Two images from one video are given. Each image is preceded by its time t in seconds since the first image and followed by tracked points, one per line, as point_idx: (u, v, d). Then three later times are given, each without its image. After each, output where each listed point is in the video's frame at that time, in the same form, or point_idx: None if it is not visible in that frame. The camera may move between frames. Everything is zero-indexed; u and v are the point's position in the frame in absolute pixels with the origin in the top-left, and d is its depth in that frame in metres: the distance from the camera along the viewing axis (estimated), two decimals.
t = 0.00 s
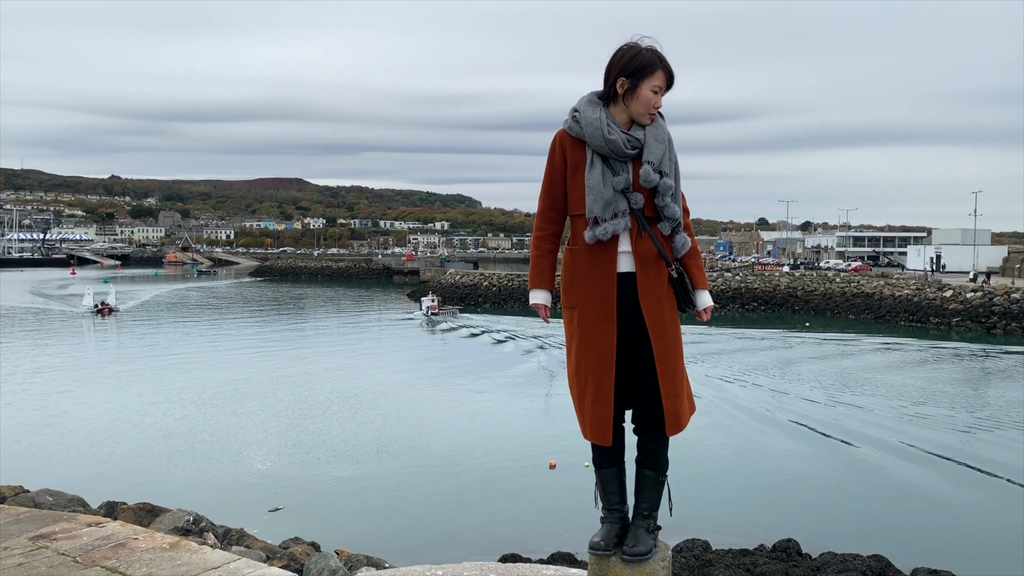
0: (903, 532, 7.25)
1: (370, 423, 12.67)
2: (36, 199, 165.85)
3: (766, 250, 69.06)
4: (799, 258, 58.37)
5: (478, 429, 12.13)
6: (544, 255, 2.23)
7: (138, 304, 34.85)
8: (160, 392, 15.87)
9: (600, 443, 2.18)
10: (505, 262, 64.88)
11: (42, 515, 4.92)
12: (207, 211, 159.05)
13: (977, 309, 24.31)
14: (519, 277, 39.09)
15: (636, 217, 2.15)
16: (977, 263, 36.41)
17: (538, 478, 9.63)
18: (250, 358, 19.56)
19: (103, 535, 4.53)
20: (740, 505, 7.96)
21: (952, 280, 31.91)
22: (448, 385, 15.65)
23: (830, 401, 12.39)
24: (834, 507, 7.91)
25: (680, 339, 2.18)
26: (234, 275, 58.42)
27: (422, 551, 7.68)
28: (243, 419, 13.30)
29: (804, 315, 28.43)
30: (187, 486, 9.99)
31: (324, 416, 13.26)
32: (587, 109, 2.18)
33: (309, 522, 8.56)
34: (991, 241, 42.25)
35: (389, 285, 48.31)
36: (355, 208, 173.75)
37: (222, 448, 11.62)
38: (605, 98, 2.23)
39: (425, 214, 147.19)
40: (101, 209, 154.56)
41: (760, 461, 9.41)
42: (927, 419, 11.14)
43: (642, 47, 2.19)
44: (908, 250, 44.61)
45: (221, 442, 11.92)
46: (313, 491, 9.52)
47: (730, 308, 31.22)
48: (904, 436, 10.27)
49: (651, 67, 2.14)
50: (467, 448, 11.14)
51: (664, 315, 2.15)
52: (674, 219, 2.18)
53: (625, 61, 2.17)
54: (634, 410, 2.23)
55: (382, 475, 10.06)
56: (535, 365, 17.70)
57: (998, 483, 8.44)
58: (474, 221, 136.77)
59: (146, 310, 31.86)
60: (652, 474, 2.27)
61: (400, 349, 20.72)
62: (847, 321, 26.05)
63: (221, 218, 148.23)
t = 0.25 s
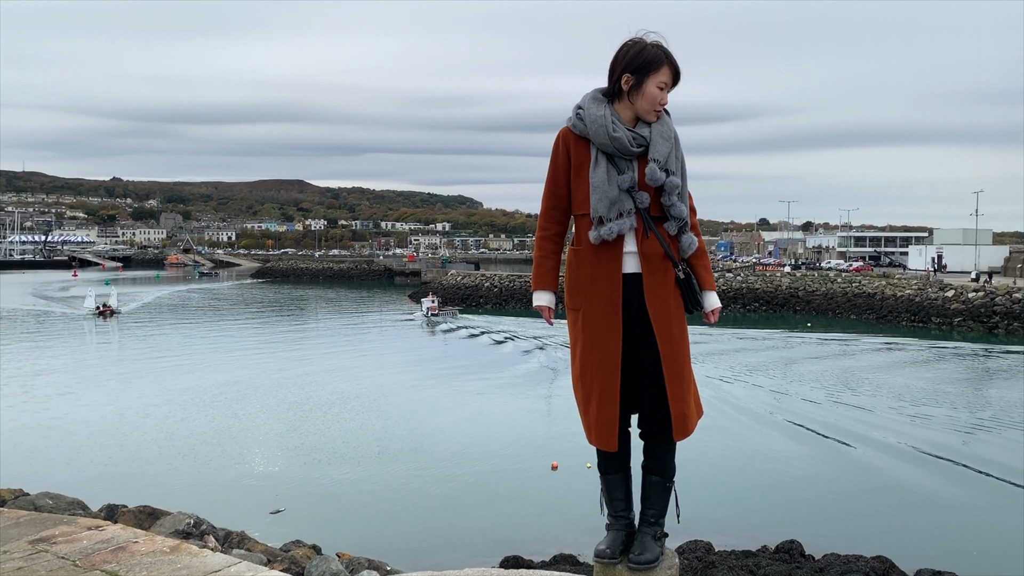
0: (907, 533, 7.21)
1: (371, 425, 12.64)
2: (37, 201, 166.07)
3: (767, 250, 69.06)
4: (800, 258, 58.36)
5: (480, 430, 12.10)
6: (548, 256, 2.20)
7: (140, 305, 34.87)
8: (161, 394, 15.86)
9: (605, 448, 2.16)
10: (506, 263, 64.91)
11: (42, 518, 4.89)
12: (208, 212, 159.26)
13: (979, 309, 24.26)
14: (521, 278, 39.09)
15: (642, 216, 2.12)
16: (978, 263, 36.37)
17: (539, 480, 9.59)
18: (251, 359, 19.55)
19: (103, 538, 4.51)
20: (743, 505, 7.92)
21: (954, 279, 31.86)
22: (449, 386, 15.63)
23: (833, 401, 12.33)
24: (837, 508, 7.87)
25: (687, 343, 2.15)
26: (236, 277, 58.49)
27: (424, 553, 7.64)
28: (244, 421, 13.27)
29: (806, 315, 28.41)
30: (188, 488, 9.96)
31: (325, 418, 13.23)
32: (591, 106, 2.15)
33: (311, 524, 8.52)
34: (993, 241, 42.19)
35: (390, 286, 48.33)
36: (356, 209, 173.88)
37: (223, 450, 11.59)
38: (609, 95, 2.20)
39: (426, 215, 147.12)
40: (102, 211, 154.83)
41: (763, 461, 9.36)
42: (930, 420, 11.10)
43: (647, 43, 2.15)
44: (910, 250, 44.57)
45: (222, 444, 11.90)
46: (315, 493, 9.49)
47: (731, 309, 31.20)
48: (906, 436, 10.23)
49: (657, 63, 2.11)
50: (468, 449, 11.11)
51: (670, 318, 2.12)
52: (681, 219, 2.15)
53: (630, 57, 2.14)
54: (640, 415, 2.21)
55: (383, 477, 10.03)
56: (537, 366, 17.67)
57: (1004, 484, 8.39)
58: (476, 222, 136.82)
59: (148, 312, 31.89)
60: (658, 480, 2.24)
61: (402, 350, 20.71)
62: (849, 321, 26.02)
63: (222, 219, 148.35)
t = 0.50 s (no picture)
0: (909, 533, 7.17)
1: (372, 427, 12.60)
2: (38, 203, 166.12)
3: (768, 250, 68.98)
4: (801, 258, 58.34)
5: (480, 432, 12.06)
6: (551, 258, 2.17)
7: (140, 307, 34.85)
8: (162, 396, 15.82)
9: (611, 457, 2.13)
10: (507, 263, 64.91)
11: (40, 522, 4.86)
12: (209, 214, 159.31)
13: (980, 309, 24.22)
14: (521, 278, 39.06)
15: (648, 217, 2.09)
16: (980, 263, 36.33)
17: (540, 481, 9.55)
18: (251, 361, 19.51)
19: (102, 542, 4.47)
20: (746, 505, 7.87)
21: (955, 279, 31.81)
22: (450, 387, 15.60)
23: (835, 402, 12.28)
24: (840, 508, 7.82)
25: (694, 348, 2.12)
26: (236, 279, 58.49)
27: (424, 555, 7.59)
28: (244, 423, 13.23)
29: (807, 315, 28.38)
30: (188, 491, 9.92)
31: (325, 420, 13.19)
32: (596, 104, 2.11)
33: (311, 527, 8.46)
34: (994, 240, 42.14)
35: (391, 287, 48.30)
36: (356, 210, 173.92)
37: (223, 452, 11.54)
38: (614, 93, 2.16)
39: (427, 216, 147.15)
40: (102, 212, 154.67)
41: (765, 462, 9.32)
42: (931, 420, 11.05)
43: (652, 39, 2.12)
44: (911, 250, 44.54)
45: (222, 446, 11.86)
46: (315, 496, 9.45)
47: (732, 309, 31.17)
48: (908, 437, 10.18)
49: (662, 59, 2.08)
50: (469, 451, 11.06)
51: (678, 323, 2.08)
52: (688, 220, 2.12)
53: (635, 53, 2.11)
54: (647, 422, 2.18)
55: (384, 479, 9.98)
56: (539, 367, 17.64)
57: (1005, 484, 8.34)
58: (476, 223, 136.82)
59: (148, 314, 31.84)
60: (666, 489, 2.22)
61: (403, 351, 20.68)
62: (850, 321, 25.98)
63: (223, 221, 148.38)
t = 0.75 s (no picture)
0: (913, 534, 7.14)
1: (373, 429, 12.56)
2: (38, 205, 166.27)
3: (769, 251, 68.95)
4: (801, 258, 58.35)
5: (482, 433, 12.03)
6: (554, 262, 2.14)
7: (141, 309, 34.85)
8: (162, 398, 15.79)
9: (617, 465, 2.10)
10: (507, 264, 64.96)
11: (40, 526, 4.84)
12: (209, 216, 159.43)
13: (982, 309, 24.18)
14: (522, 279, 39.07)
15: (654, 219, 2.06)
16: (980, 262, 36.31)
17: (542, 483, 9.51)
18: (252, 363, 19.49)
19: (101, 546, 4.45)
20: (748, 506, 7.83)
21: (956, 279, 31.76)
22: (451, 389, 15.57)
23: (836, 402, 12.23)
24: (842, 509, 7.77)
25: (701, 353, 2.09)
26: (237, 280, 58.51)
27: (425, 557, 7.55)
28: (245, 425, 13.20)
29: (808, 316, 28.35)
30: (189, 493, 9.88)
31: (326, 422, 13.16)
32: (601, 104, 2.08)
33: (312, 529, 8.43)
34: (995, 240, 42.11)
35: (391, 289, 48.32)
36: (356, 211, 174.07)
37: (224, 454, 11.51)
38: (619, 92, 2.14)
39: (427, 217, 147.26)
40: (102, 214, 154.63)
41: (767, 462, 9.29)
42: (933, 420, 11.00)
43: (658, 37, 2.09)
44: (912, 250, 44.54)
45: (222, 449, 11.83)
46: (315, 498, 9.41)
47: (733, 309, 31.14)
48: (910, 437, 10.13)
49: (668, 58, 2.06)
50: (470, 453, 11.02)
51: (685, 327, 2.06)
52: (695, 222, 2.10)
53: (641, 51, 2.08)
54: (653, 429, 2.15)
55: (385, 481, 9.94)
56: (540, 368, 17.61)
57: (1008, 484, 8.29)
58: (476, 225, 136.88)
59: (149, 316, 31.83)
60: (673, 497, 2.19)
61: (403, 352, 20.66)
62: (851, 321, 25.96)
63: (223, 222, 148.53)
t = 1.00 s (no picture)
0: (914, 534, 7.10)
1: (373, 431, 12.53)
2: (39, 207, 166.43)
3: (769, 251, 68.94)
4: (801, 258, 58.35)
5: (482, 435, 11.98)
6: (556, 264, 2.11)
7: (141, 311, 34.83)
8: (162, 400, 15.76)
9: (621, 472, 2.07)
10: (507, 265, 64.96)
11: (39, 530, 4.82)
12: (209, 218, 159.49)
13: (982, 309, 24.14)
14: (522, 280, 39.04)
15: (658, 221, 2.03)
16: (981, 262, 36.28)
17: (543, 485, 9.48)
18: (252, 365, 19.45)
19: (100, 551, 4.42)
20: (750, 506, 7.80)
21: (957, 279, 31.74)
22: (451, 391, 15.54)
23: (837, 403, 12.19)
24: (845, 510, 7.74)
25: (708, 358, 2.06)
26: (237, 282, 58.49)
27: (426, 560, 7.52)
28: (246, 428, 13.17)
29: (809, 316, 28.32)
30: (189, 496, 9.85)
31: (326, 424, 13.13)
32: (604, 102, 2.05)
33: (312, 532, 8.39)
34: (995, 240, 42.09)
35: (391, 290, 48.33)
36: (356, 213, 174.15)
37: (223, 457, 11.48)
38: (622, 91, 2.11)
39: (427, 219, 147.35)
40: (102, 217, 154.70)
41: (768, 463, 9.25)
42: (934, 421, 10.96)
43: (662, 34, 2.07)
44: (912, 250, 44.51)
45: (222, 451, 11.79)
46: (315, 501, 9.36)
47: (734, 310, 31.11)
48: (911, 437, 10.09)
49: (673, 55, 2.03)
50: (471, 455, 10.98)
51: (691, 331, 2.03)
52: (700, 223, 2.07)
53: (645, 48, 2.05)
54: (658, 434, 2.12)
55: (385, 483, 9.91)
56: (540, 370, 17.58)
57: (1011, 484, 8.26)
58: (477, 226, 136.88)
59: (149, 318, 31.80)
60: (678, 504, 2.15)
61: (403, 354, 20.62)
62: (851, 322, 25.93)
63: (223, 224, 148.63)
